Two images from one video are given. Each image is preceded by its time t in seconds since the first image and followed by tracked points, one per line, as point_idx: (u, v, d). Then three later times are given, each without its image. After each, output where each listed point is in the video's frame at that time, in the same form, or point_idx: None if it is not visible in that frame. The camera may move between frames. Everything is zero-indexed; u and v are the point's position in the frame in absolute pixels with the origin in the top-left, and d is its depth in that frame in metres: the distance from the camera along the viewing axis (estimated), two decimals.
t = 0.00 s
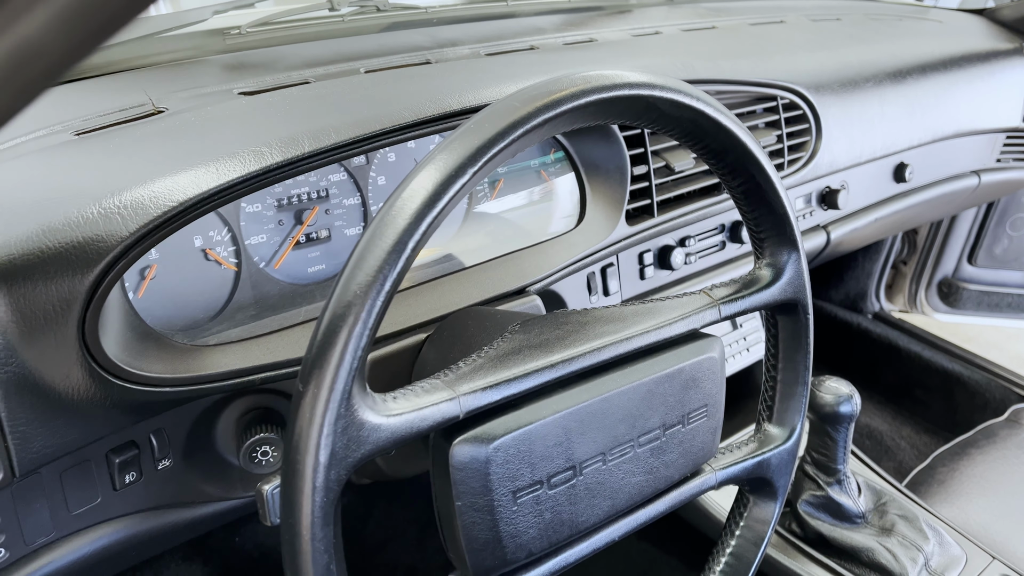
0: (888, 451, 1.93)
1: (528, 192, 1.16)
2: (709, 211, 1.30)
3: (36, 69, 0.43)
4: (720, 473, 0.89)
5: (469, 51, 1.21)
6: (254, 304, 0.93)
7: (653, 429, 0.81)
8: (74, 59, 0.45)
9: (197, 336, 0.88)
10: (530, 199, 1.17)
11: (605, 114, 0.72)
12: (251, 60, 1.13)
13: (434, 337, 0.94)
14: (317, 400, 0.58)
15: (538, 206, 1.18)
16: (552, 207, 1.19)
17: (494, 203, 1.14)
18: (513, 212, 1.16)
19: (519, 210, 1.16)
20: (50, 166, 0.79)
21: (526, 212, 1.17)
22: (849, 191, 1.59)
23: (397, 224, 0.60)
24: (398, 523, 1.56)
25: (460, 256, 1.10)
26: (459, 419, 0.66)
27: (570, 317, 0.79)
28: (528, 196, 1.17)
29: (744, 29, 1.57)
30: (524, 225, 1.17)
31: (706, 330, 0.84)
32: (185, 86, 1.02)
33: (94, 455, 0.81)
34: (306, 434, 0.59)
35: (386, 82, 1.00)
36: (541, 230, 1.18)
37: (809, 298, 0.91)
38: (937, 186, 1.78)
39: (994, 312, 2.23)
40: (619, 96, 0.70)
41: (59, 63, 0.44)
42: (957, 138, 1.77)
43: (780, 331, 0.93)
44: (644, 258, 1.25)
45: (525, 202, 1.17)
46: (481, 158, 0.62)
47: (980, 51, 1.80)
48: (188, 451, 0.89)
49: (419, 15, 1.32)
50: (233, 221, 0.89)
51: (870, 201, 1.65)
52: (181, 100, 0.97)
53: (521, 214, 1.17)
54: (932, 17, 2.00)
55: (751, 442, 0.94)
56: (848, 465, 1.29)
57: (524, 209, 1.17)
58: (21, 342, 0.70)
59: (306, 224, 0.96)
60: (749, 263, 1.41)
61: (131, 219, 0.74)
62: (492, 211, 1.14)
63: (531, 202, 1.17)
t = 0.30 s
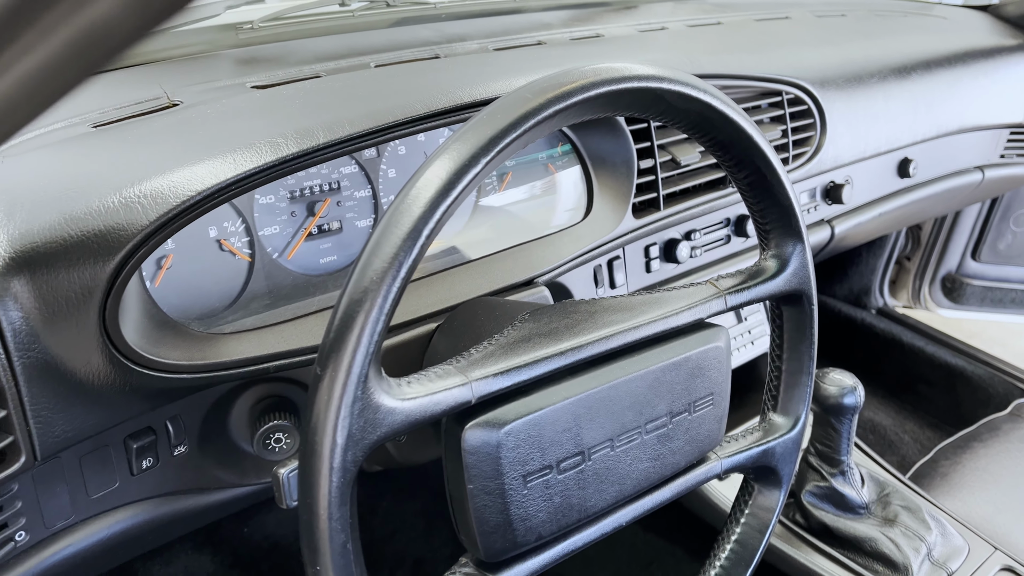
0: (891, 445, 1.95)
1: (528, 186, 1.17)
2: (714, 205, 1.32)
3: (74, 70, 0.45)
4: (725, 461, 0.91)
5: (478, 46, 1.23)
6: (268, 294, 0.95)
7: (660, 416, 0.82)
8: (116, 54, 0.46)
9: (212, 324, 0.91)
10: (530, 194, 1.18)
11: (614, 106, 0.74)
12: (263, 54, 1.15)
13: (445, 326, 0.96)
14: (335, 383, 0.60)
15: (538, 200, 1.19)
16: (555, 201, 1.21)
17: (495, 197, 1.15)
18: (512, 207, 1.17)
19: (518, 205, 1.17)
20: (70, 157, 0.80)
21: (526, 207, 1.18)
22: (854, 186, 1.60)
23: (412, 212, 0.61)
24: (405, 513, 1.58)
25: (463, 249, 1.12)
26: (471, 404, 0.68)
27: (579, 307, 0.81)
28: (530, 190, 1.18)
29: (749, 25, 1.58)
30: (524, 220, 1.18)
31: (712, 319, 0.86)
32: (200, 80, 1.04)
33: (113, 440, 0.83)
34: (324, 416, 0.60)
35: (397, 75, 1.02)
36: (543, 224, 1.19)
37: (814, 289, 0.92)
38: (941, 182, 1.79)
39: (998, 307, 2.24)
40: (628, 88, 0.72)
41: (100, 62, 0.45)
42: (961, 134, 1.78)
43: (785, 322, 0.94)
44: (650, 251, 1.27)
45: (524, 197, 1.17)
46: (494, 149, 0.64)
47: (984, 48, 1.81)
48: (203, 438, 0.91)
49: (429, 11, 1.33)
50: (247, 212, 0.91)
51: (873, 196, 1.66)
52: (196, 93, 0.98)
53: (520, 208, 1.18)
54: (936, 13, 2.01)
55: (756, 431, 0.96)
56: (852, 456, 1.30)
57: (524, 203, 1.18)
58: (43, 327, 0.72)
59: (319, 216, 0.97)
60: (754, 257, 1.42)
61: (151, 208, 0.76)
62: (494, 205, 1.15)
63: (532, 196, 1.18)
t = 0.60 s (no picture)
0: (895, 439, 1.96)
1: (528, 179, 1.18)
2: (720, 197, 1.33)
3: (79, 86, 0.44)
4: (733, 448, 0.92)
5: (487, 39, 1.23)
6: (281, 283, 0.96)
7: (669, 403, 0.83)
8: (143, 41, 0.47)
9: (226, 312, 0.92)
10: (530, 187, 1.18)
11: (625, 96, 0.75)
12: (274, 46, 1.16)
13: (455, 315, 0.97)
14: (352, 366, 0.61)
15: (538, 193, 1.20)
16: (557, 192, 1.21)
17: (498, 188, 1.15)
18: (512, 199, 1.17)
19: (519, 197, 1.18)
20: (88, 146, 0.82)
21: (527, 199, 1.19)
22: (859, 180, 1.61)
23: (428, 198, 0.62)
24: (411, 505, 1.63)
25: (466, 241, 1.12)
26: (484, 388, 0.69)
27: (589, 295, 0.82)
28: (529, 183, 1.18)
29: (755, 19, 1.59)
30: (525, 213, 1.18)
31: (720, 308, 0.87)
32: (213, 71, 1.05)
33: (129, 425, 0.84)
34: (341, 397, 0.61)
35: (408, 67, 1.03)
36: (544, 217, 1.19)
37: (821, 279, 0.93)
38: (946, 176, 1.80)
39: (1003, 302, 2.24)
40: (639, 77, 0.73)
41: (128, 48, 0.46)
42: (965, 128, 1.79)
43: (792, 311, 0.95)
44: (657, 243, 1.27)
45: (524, 190, 1.18)
46: (507, 137, 0.65)
47: (989, 42, 1.81)
48: (217, 425, 0.92)
49: (437, 4, 1.34)
50: (260, 201, 0.92)
51: (878, 189, 1.67)
52: (209, 85, 0.99)
53: (521, 201, 1.18)
54: (942, 8, 2.01)
55: (763, 419, 0.97)
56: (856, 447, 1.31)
57: (525, 195, 1.18)
58: (65, 314, 0.74)
59: (330, 206, 0.98)
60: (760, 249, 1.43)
61: (169, 196, 0.77)
62: (496, 197, 1.15)
63: (533, 189, 1.19)
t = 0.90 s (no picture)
0: (897, 431, 1.96)
1: (529, 169, 1.18)
2: (724, 188, 1.33)
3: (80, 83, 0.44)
4: (737, 435, 0.92)
5: (491, 30, 1.24)
6: (288, 271, 0.97)
7: (674, 389, 0.84)
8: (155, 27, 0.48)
9: (235, 299, 0.93)
10: (530, 176, 1.19)
11: (631, 84, 0.75)
12: (281, 37, 1.16)
13: (461, 303, 0.98)
14: (361, 349, 0.62)
15: (538, 183, 1.20)
16: (558, 182, 1.22)
17: (500, 177, 1.16)
18: (513, 189, 1.18)
19: (519, 187, 1.19)
20: (98, 134, 0.83)
21: (528, 188, 1.19)
22: (862, 172, 1.61)
23: (436, 183, 0.63)
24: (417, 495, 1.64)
25: (470, 231, 1.13)
26: (491, 372, 0.70)
27: (595, 282, 0.82)
28: (529, 174, 1.19)
29: (759, 11, 1.59)
30: (525, 202, 1.19)
31: (724, 296, 0.87)
32: (221, 61, 1.06)
33: (139, 410, 0.86)
34: (351, 380, 0.62)
35: (413, 57, 1.03)
36: (544, 207, 1.20)
37: (825, 268, 0.94)
38: (949, 168, 1.80)
39: (1005, 296, 2.24)
40: (645, 65, 0.73)
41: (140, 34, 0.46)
42: (969, 121, 1.79)
43: (795, 300, 0.96)
44: (661, 234, 1.28)
45: (524, 179, 1.19)
46: (515, 123, 0.65)
47: (992, 35, 1.81)
48: (225, 412, 0.93)
49: None
50: (268, 189, 0.93)
51: (881, 182, 1.68)
52: (217, 74, 1.00)
53: (522, 190, 1.19)
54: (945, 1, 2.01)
55: (766, 407, 0.98)
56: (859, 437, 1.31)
57: (526, 185, 1.19)
58: (77, 298, 0.75)
59: (337, 195, 0.99)
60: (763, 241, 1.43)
61: (179, 181, 0.78)
62: (496, 186, 1.16)
63: (533, 179, 1.19)
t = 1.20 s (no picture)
0: (896, 425, 1.97)
1: (529, 160, 1.19)
2: (724, 181, 1.34)
3: (74, 78, 0.43)
4: (735, 425, 0.93)
5: (492, 23, 1.24)
6: (289, 262, 0.98)
7: (672, 378, 0.84)
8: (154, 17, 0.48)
9: (237, 289, 0.94)
10: (530, 168, 1.19)
11: (630, 75, 0.76)
12: (282, 30, 1.17)
13: (461, 293, 0.99)
14: (362, 337, 0.63)
15: (538, 174, 1.20)
16: (558, 174, 1.22)
17: (500, 169, 1.16)
18: (512, 180, 1.18)
19: (519, 178, 1.19)
20: (100, 126, 0.83)
21: (527, 180, 1.19)
22: (861, 165, 1.62)
23: (436, 173, 0.64)
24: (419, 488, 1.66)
25: (471, 223, 1.13)
26: (491, 360, 0.70)
27: (594, 273, 0.83)
28: (529, 165, 1.19)
29: (760, 5, 1.59)
30: (525, 194, 1.19)
31: (723, 287, 0.88)
32: (222, 53, 1.06)
33: (142, 400, 0.86)
34: (352, 368, 0.63)
35: (414, 49, 1.04)
36: (544, 198, 1.20)
37: (822, 259, 0.94)
38: (949, 162, 1.80)
39: (1006, 290, 2.24)
40: (644, 57, 0.74)
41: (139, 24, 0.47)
42: (969, 114, 1.79)
43: (794, 291, 0.96)
44: (661, 227, 1.28)
45: (524, 171, 1.19)
46: (514, 114, 0.66)
47: (993, 29, 1.81)
48: (227, 401, 0.94)
49: None
50: (269, 180, 0.93)
51: (881, 175, 1.68)
52: (219, 66, 1.01)
53: (521, 182, 1.19)
54: None
55: (765, 397, 0.98)
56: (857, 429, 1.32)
57: (526, 176, 1.19)
58: (80, 287, 0.76)
59: (338, 186, 0.99)
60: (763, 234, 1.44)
61: (181, 171, 0.79)
62: (496, 177, 1.16)
63: (533, 171, 1.20)
